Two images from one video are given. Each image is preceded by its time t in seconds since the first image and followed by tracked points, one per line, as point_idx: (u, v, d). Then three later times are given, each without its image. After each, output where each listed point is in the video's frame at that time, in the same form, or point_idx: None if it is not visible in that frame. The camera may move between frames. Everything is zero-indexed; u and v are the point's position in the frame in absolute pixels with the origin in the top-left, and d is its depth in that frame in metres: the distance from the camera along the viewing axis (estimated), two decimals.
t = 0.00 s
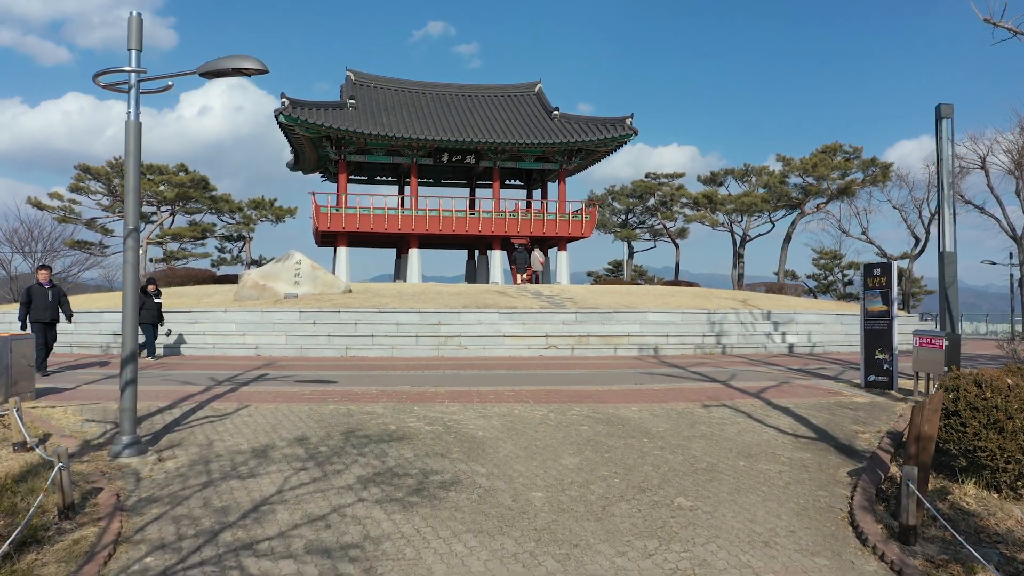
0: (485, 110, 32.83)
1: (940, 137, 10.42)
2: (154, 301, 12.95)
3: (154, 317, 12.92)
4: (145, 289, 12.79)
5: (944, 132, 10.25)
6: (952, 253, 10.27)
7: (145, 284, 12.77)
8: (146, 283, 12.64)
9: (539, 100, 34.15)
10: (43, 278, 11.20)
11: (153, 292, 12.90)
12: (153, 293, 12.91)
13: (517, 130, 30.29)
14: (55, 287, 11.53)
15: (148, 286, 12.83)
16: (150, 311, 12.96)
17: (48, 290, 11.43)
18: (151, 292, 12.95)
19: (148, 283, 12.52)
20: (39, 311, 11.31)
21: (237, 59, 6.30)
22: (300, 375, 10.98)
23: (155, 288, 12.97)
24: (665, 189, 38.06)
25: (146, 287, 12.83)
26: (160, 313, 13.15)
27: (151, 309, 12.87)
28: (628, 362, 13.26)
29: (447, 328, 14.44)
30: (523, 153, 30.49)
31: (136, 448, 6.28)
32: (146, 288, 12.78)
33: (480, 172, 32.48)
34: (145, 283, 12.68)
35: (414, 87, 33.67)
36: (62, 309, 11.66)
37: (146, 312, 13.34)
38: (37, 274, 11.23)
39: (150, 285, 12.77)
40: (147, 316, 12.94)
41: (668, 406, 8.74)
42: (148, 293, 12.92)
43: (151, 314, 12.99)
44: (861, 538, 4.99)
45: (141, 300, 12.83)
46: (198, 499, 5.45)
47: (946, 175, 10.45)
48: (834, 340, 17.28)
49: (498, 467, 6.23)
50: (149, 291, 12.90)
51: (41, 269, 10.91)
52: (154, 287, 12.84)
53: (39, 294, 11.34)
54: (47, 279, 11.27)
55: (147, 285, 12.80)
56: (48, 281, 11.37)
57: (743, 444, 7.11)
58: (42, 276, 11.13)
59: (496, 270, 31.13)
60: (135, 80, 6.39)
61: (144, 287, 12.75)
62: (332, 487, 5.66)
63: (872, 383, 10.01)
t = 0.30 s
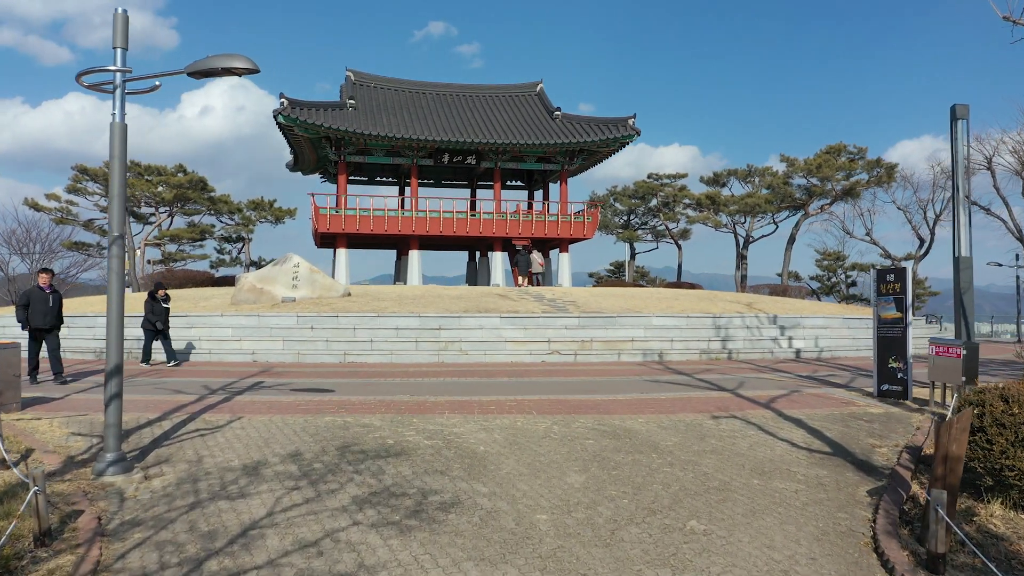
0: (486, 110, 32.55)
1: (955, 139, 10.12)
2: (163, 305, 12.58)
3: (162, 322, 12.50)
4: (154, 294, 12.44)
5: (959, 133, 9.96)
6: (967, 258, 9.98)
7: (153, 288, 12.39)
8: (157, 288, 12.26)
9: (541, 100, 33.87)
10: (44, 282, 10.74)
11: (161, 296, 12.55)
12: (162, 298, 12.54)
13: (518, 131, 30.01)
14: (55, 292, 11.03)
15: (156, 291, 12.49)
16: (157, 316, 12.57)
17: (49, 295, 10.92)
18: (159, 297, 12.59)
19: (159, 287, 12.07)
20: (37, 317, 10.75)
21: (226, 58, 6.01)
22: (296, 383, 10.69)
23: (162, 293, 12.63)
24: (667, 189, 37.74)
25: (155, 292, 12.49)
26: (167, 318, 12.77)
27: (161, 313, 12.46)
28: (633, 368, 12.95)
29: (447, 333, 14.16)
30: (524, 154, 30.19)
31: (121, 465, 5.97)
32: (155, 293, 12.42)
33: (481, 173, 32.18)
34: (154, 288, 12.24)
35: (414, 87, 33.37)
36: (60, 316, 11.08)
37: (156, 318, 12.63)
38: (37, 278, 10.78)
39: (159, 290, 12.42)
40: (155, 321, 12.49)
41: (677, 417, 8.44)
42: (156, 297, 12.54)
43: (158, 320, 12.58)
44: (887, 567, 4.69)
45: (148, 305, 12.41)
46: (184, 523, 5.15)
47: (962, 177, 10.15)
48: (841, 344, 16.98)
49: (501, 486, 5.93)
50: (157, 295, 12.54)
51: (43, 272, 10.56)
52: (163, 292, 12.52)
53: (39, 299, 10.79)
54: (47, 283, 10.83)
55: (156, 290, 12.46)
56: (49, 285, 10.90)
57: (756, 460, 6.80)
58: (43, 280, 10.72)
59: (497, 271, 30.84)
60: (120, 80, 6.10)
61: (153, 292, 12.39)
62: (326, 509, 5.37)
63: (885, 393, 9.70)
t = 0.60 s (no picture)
0: (487, 111, 32.27)
1: (971, 140, 9.82)
2: (175, 309, 12.18)
3: (175, 327, 12.08)
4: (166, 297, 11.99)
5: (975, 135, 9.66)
6: (983, 263, 9.68)
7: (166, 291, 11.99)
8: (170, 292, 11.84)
9: (542, 100, 33.58)
10: (47, 287, 10.43)
11: (174, 300, 12.11)
12: (174, 302, 12.09)
13: (519, 131, 29.73)
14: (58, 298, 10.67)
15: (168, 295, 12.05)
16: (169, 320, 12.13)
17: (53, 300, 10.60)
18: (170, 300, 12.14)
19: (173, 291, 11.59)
20: (39, 323, 10.41)
21: (213, 57, 5.73)
22: (291, 391, 10.40)
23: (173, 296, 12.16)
24: (670, 190, 37.43)
25: (167, 295, 12.08)
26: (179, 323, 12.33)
27: (175, 317, 12.05)
28: (637, 375, 12.65)
29: (447, 338, 13.87)
30: (525, 155, 29.90)
31: (104, 485, 5.68)
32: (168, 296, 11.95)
33: (482, 174, 31.89)
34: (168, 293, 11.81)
35: (414, 87, 33.09)
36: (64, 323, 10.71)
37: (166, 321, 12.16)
38: (39, 283, 10.47)
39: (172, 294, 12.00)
40: (167, 326, 12.03)
41: (684, 429, 8.14)
42: (168, 301, 12.13)
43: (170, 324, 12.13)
44: None
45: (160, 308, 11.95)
46: (167, 549, 4.84)
47: (977, 179, 9.86)
48: (849, 349, 16.66)
49: (502, 507, 5.63)
50: (170, 298, 12.08)
51: (47, 278, 10.33)
52: (177, 296, 12.10)
53: (42, 305, 10.48)
54: (50, 289, 10.51)
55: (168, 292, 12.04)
56: (52, 291, 10.56)
57: (769, 477, 6.50)
58: (46, 286, 10.41)
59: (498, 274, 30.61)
60: (102, 79, 5.81)
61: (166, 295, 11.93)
62: (318, 534, 5.07)
63: (899, 403, 9.40)
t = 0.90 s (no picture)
0: (487, 111, 31.99)
1: (988, 142, 9.53)
2: (185, 318, 11.66)
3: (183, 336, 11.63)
4: (176, 305, 11.51)
5: (992, 136, 9.36)
6: (1001, 269, 9.38)
7: (176, 298, 11.45)
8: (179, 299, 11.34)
9: (544, 100, 33.30)
10: (44, 294, 10.10)
11: (183, 308, 11.60)
12: (185, 310, 11.64)
13: (521, 132, 29.44)
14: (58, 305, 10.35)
15: (178, 302, 11.54)
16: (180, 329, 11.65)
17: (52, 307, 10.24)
18: (181, 308, 11.67)
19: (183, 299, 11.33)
20: (38, 332, 10.03)
21: (200, 56, 5.42)
22: (287, 400, 10.10)
23: (184, 304, 11.70)
24: (672, 191, 37.13)
25: (177, 303, 11.53)
26: (190, 331, 11.87)
27: (183, 326, 11.56)
28: (642, 382, 12.33)
29: (447, 344, 13.59)
30: (527, 155, 29.59)
31: (84, 507, 5.38)
32: (177, 304, 11.47)
33: (483, 175, 31.61)
34: (177, 300, 11.38)
35: (414, 87, 32.81)
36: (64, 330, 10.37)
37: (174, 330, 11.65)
38: (35, 292, 10.16)
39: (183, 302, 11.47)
40: (176, 334, 11.59)
41: (692, 443, 7.84)
42: (178, 309, 11.62)
43: (180, 332, 11.69)
44: None
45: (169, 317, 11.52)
46: None
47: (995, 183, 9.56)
48: (857, 355, 16.35)
49: (505, 531, 5.32)
50: (179, 306, 11.60)
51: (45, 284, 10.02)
52: (186, 304, 11.57)
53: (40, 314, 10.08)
54: (48, 297, 10.21)
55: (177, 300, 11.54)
56: (51, 298, 10.24)
57: (784, 496, 6.19)
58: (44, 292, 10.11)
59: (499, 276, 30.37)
60: (83, 80, 5.52)
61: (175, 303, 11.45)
62: (308, 561, 4.77)
63: (914, 413, 9.10)
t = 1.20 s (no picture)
0: (489, 111, 31.70)
1: (1006, 144, 9.23)
2: (196, 321, 11.46)
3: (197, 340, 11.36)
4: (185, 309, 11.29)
5: (1011, 137, 9.07)
6: (1020, 276, 9.07)
7: (185, 302, 11.29)
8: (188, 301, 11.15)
9: (546, 100, 33.01)
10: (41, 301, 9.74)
11: (193, 311, 11.38)
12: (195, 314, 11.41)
13: (523, 132, 29.14)
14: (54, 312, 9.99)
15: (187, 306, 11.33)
16: (191, 333, 11.41)
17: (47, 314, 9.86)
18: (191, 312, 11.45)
19: (194, 301, 11.18)
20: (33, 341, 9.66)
21: (185, 54, 5.12)
22: (282, 409, 9.81)
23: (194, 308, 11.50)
24: (675, 192, 36.83)
25: (185, 307, 11.31)
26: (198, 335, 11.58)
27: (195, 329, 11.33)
28: (648, 389, 12.02)
29: (448, 349, 13.31)
30: (529, 156, 29.30)
31: (64, 530, 5.08)
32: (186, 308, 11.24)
33: (484, 176, 31.34)
34: (186, 302, 11.21)
35: (415, 87, 32.52)
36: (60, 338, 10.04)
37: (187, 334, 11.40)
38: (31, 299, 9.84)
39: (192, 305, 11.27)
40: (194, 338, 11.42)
41: (702, 458, 7.53)
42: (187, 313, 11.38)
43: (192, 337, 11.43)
44: None
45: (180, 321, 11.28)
46: None
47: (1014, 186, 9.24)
48: (866, 360, 16.03)
49: (509, 557, 5.01)
50: (188, 309, 11.40)
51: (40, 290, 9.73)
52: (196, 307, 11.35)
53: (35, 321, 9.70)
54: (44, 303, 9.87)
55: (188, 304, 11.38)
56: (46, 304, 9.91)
57: (801, 517, 5.89)
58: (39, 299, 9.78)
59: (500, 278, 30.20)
60: (64, 80, 5.24)
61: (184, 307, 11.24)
62: None
63: (931, 424, 8.79)
